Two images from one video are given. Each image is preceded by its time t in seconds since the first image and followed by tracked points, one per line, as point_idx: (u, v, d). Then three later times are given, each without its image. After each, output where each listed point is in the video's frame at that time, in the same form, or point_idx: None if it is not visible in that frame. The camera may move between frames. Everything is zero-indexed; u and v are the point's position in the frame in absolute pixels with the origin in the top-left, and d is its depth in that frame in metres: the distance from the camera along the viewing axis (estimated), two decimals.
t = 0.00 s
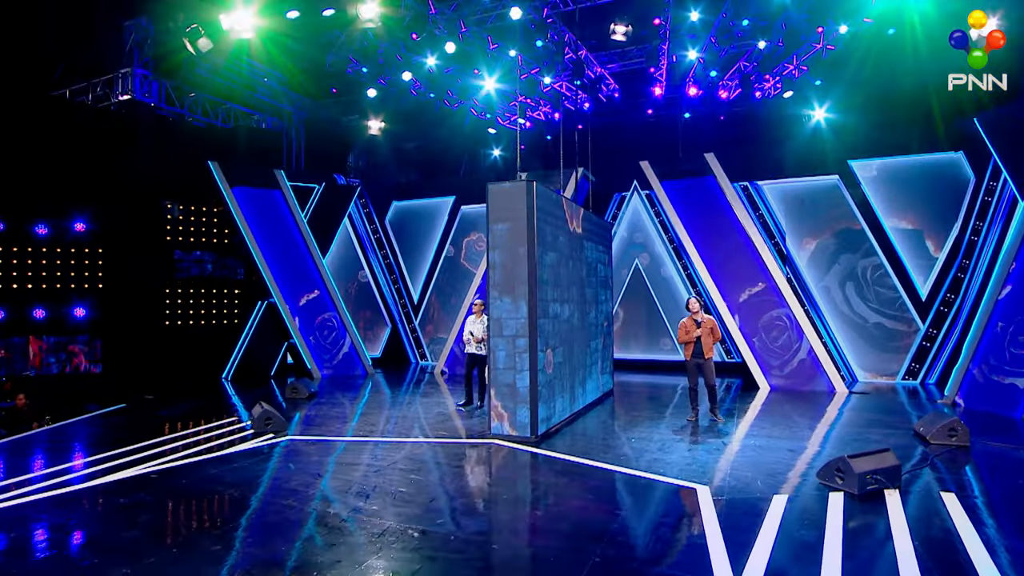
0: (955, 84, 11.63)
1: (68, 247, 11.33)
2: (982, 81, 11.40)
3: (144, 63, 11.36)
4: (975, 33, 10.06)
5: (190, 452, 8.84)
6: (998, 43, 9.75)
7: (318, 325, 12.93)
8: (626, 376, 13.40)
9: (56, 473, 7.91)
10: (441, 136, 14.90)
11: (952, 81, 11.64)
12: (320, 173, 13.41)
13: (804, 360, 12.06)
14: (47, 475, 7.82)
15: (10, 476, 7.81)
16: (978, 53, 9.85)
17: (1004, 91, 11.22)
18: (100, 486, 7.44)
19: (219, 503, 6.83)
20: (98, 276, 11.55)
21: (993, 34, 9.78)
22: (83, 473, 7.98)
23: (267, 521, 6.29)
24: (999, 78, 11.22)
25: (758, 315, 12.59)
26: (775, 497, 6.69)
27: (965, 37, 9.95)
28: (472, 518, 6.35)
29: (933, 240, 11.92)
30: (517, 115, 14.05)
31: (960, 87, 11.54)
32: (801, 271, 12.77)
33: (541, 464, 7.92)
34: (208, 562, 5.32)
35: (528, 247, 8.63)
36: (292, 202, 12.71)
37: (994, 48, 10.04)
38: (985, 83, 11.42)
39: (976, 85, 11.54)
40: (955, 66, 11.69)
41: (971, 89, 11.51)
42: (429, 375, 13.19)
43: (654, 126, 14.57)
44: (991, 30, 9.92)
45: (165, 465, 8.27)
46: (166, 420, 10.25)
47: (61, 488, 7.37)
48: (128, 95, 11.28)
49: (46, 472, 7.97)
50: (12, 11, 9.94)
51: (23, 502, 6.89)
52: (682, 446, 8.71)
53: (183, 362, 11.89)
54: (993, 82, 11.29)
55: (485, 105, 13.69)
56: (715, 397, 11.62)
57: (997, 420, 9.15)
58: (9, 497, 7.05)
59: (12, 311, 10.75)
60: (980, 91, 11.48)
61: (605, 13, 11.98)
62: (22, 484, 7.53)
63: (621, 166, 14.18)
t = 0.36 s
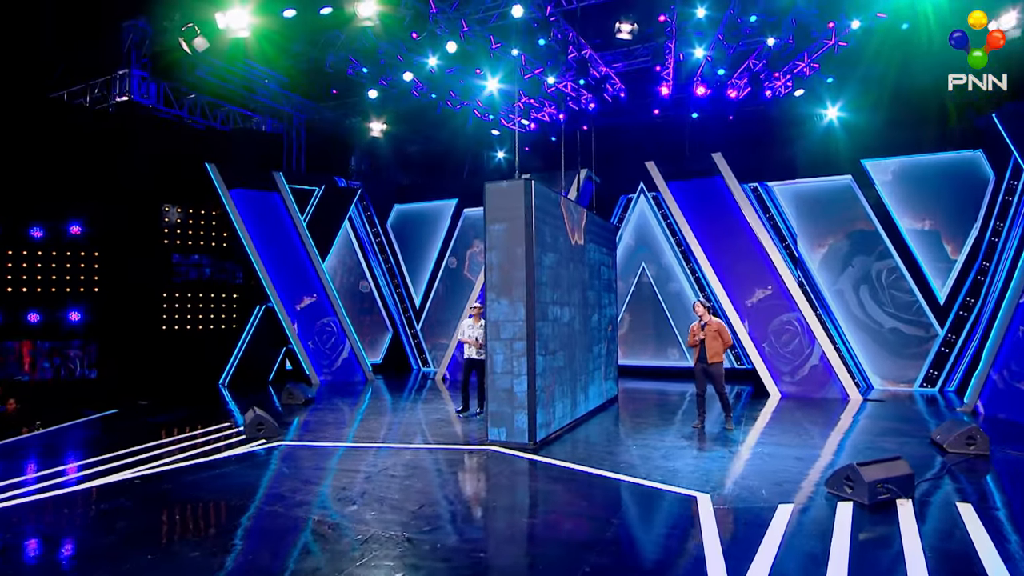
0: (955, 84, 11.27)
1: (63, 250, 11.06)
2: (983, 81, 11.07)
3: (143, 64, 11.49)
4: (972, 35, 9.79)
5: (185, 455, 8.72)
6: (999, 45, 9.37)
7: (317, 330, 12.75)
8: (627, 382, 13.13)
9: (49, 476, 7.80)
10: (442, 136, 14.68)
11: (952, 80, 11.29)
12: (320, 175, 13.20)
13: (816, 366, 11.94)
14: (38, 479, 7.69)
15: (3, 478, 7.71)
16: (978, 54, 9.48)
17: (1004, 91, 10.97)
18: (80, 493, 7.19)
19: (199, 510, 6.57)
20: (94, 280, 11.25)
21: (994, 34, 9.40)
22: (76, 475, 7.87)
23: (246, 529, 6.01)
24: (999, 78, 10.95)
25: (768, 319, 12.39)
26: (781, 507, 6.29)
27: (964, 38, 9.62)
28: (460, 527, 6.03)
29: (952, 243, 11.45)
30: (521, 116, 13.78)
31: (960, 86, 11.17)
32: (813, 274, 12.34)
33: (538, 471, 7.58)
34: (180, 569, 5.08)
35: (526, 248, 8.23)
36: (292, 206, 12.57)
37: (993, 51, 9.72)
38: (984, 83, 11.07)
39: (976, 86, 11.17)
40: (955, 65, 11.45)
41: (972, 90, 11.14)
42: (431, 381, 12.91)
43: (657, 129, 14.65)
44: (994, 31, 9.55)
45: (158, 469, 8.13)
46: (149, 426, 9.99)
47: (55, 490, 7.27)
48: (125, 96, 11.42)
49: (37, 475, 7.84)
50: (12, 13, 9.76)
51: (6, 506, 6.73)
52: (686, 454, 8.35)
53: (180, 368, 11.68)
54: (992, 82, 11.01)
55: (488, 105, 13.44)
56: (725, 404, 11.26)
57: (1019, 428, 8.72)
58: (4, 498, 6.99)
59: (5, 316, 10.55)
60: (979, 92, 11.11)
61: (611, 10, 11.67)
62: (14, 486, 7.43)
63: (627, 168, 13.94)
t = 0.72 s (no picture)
0: (954, 84, 11.10)
1: (58, 252, 11.25)
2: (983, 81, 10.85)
3: (139, 63, 11.16)
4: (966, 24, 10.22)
5: (178, 458, 8.55)
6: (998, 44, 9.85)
7: (314, 333, 12.45)
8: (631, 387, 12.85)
9: (41, 477, 7.66)
10: (445, 135, 14.47)
11: (952, 80, 11.11)
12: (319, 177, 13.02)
13: (826, 370, 11.58)
14: (31, 479, 7.58)
15: None
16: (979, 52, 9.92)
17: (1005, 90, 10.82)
18: (60, 496, 6.97)
19: (179, 514, 6.34)
20: (88, 282, 11.25)
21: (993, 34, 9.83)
22: (70, 475, 7.76)
23: (225, 533, 5.77)
24: (999, 78, 10.76)
25: (777, 322, 12.06)
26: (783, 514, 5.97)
27: (961, 38, 9.94)
28: (446, 532, 5.77)
29: (967, 243, 11.11)
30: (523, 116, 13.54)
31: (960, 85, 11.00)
32: (824, 276, 12.01)
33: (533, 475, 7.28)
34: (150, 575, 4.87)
35: (522, 246, 7.94)
36: (290, 208, 12.30)
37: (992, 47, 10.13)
38: (984, 83, 10.90)
39: (977, 86, 10.94)
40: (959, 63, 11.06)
41: (972, 89, 10.88)
42: (432, 387, 12.63)
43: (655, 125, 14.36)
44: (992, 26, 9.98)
45: (147, 471, 7.95)
46: (140, 429, 9.79)
47: (50, 490, 7.18)
48: (120, 96, 11.03)
49: (31, 475, 7.74)
50: (12, 15, 9.55)
51: None
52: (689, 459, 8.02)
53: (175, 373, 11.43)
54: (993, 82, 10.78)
55: (490, 105, 13.22)
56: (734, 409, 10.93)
57: None
58: None
59: None
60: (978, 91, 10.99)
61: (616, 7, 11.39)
62: (8, 486, 7.33)
63: (632, 167, 13.67)
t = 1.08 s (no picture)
0: (954, 84, 11.02)
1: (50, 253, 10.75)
2: (983, 82, 10.77)
3: (133, 61, 11.05)
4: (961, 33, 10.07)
5: (173, 458, 8.48)
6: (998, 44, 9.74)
7: (311, 336, 12.28)
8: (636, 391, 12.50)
9: (31, 477, 7.55)
10: (446, 134, 14.18)
11: (952, 80, 11.04)
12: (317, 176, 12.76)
13: (838, 374, 11.24)
14: (22, 479, 7.46)
15: None
16: (978, 53, 9.83)
17: (1004, 92, 10.63)
18: (39, 498, 6.74)
19: (157, 519, 6.06)
20: (81, 283, 10.91)
21: (993, 34, 9.71)
22: (61, 475, 7.63)
23: (200, 538, 5.48)
24: (999, 78, 10.60)
25: (786, 323, 11.73)
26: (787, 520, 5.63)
27: (959, 37, 9.81)
28: (430, 535, 5.51)
29: (986, 242, 10.72)
30: (526, 113, 13.24)
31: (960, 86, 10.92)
32: (836, 276, 11.62)
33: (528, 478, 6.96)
34: None
35: (518, 243, 7.61)
36: (287, 207, 12.13)
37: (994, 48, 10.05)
38: (984, 83, 10.78)
39: (976, 86, 10.89)
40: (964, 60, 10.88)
41: (971, 89, 10.87)
42: (433, 391, 12.32)
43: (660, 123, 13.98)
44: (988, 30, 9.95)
45: (135, 472, 7.84)
46: (132, 434, 9.50)
47: (39, 490, 7.04)
48: (115, 93, 10.93)
49: (22, 476, 7.62)
50: (11, 11, 9.61)
51: None
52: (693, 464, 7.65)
53: (170, 376, 11.22)
54: (993, 82, 10.68)
55: (492, 103, 12.92)
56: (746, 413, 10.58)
57: None
58: None
59: None
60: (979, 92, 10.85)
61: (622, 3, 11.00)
62: None
63: (638, 165, 13.36)
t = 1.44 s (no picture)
0: (954, 84, 10.66)
1: (40, 251, 10.29)
2: (983, 82, 10.50)
3: (126, 56, 10.64)
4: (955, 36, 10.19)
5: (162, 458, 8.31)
6: (999, 44, 9.56)
7: (307, 337, 12.01)
8: (641, 394, 12.14)
9: (21, 476, 7.49)
10: (444, 130, 13.83)
11: (952, 80, 10.66)
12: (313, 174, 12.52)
13: (850, 376, 10.97)
14: (11, 477, 7.40)
15: None
16: (978, 54, 9.63)
17: (1004, 92, 10.46)
18: (19, 499, 6.59)
19: (132, 523, 5.78)
20: (73, 283, 10.51)
21: (994, 34, 9.52)
22: (49, 475, 7.52)
23: (173, 542, 5.21)
24: (999, 78, 10.41)
25: (796, 324, 11.46)
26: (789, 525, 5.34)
27: (961, 38, 9.55)
28: (414, 536, 5.29)
29: (1007, 239, 10.34)
30: (528, 109, 12.95)
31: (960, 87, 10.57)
32: (847, 275, 11.29)
33: (522, 480, 6.65)
34: None
35: (513, 238, 7.31)
36: (282, 205, 11.87)
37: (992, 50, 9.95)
38: (983, 83, 10.50)
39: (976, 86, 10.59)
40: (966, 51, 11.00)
41: (971, 91, 10.54)
42: (432, 394, 12.00)
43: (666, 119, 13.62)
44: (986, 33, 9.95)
45: (120, 474, 7.68)
46: (125, 437, 9.25)
47: (22, 489, 6.95)
48: (106, 89, 10.41)
49: (10, 475, 7.52)
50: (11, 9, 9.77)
51: None
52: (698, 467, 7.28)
53: (164, 377, 10.98)
54: (993, 82, 10.43)
55: (492, 99, 12.62)
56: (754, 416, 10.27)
57: None
58: None
59: None
60: (979, 93, 10.53)
61: None
62: None
63: (643, 161, 13.09)
